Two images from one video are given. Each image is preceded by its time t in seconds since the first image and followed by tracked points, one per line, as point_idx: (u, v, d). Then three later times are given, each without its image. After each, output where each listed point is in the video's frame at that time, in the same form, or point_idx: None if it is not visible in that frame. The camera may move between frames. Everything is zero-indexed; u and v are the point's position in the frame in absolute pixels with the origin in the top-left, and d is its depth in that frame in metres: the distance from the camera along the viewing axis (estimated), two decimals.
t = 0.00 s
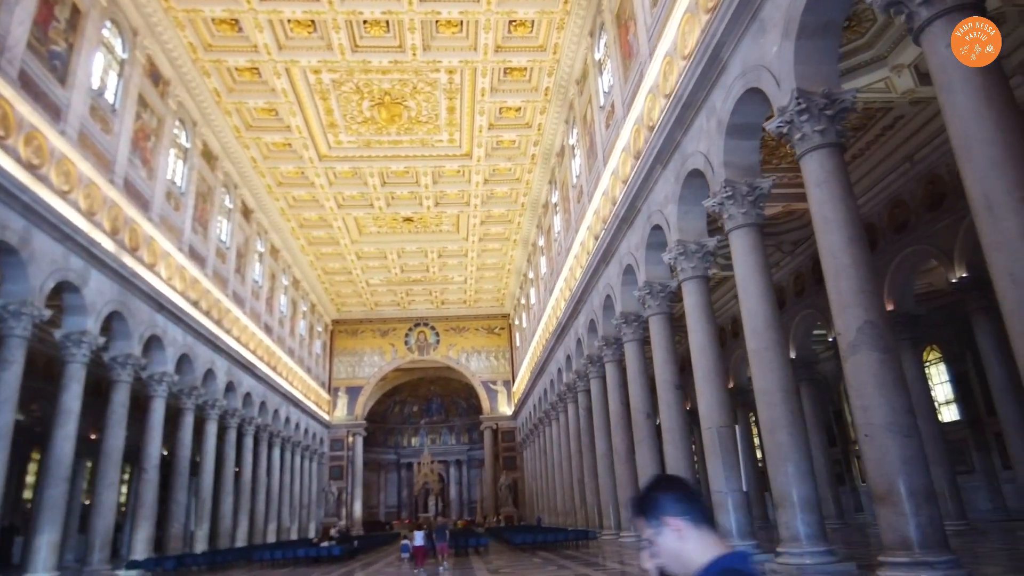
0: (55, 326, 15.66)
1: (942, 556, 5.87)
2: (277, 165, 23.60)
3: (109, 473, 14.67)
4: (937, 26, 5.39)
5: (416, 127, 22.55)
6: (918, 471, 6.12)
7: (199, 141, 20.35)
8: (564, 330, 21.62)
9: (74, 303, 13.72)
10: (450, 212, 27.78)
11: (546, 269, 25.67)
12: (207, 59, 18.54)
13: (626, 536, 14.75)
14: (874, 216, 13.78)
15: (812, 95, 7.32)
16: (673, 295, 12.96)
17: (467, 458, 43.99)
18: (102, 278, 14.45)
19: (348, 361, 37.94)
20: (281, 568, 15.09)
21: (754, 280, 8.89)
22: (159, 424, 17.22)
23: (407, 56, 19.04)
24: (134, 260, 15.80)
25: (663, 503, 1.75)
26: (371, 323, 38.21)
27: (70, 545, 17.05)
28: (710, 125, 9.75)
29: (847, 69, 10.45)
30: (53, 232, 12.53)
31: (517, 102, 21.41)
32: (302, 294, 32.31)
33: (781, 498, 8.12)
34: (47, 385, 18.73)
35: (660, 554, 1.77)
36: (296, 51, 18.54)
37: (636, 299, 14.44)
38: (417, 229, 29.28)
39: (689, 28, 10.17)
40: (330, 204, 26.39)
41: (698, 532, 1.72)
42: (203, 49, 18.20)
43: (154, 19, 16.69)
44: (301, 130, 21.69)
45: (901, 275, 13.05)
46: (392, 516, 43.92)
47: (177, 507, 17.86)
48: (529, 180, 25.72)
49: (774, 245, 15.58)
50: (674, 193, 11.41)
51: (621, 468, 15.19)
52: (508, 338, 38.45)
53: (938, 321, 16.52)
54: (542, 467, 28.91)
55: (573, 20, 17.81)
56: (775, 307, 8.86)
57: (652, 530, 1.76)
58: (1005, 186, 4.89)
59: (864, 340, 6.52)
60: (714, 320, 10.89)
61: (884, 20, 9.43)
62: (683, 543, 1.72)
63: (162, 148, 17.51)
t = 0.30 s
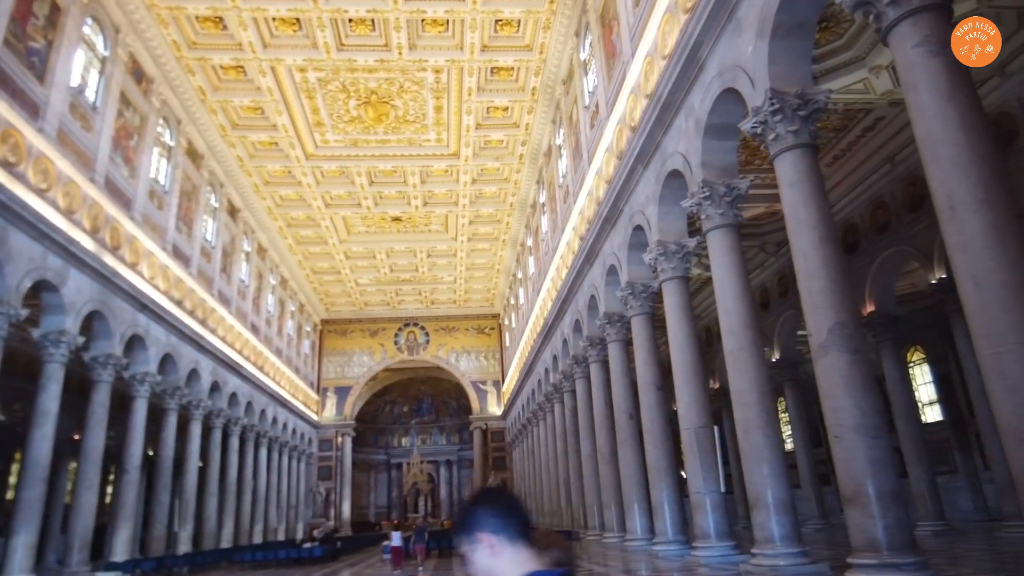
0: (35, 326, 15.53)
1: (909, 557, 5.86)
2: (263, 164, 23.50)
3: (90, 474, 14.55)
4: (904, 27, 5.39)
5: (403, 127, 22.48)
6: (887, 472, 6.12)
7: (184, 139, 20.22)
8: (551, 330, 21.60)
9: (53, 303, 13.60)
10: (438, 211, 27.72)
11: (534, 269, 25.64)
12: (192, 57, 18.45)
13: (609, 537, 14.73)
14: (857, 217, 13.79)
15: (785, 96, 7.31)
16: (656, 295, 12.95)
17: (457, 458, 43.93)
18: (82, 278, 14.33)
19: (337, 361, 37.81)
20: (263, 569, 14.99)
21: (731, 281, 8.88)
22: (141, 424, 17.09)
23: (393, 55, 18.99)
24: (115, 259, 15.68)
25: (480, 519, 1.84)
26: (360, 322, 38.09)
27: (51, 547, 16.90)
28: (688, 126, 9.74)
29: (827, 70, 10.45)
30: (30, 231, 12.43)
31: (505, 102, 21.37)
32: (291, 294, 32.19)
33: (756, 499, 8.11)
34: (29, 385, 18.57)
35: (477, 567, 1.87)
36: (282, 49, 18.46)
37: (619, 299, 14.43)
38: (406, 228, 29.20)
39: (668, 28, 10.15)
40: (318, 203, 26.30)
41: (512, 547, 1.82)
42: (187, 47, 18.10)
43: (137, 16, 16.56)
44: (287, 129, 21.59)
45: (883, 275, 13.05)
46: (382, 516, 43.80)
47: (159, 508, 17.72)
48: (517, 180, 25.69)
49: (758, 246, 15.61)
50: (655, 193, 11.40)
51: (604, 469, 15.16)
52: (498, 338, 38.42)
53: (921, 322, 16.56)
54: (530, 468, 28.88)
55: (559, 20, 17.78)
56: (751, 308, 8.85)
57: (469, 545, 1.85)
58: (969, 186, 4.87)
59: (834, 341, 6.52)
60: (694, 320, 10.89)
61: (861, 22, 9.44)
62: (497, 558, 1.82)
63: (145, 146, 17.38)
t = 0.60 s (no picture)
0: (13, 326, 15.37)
1: (873, 560, 5.85)
2: (249, 164, 23.40)
3: (68, 475, 14.41)
4: (867, 29, 5.39)
5: (390, 127, 22.41)
6: (853, 475, 6.11)
7: (168, 138, 20.08)
8: (537, 331, 21.58)
9: (30, 303, 13.46)
10: (426, 212, 27.65)
11: (522, 270, 25.61)
12: (175, 56, 18.35)
13: (591, 538, 14.71)
14: (838, 218, 13.76)
15: (757, 98, 7.31)
16: (637, 297, 12.94)
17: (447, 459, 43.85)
18: (61, 278, 14.18)
19: (326, 361, 37.68)
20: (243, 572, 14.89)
21: (706, 282, 8.88)
22: (122, 425, 16.94)
23: (378, 55, 18.93)
24: (95, 259, 15.55)
25: (264, 537, 2.01)
26: (349, 323, 37.98)
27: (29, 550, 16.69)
28: (666, 127, 9.73)
29: (804, 73, 10.47)
30: (6, 230, 12.29)
31: (491, 103, 21.33)
32: (278, 294, 32.05)
33: (728, 501, 8.10)
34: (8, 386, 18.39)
35: None
36: (266, 48, 18.38)
37: (601, 300, 14.42)
38: (394, 229, 29.11)
39: (646, 29, 10.14)
40: (304, 203, 26.21)
41: (292, 564, 1.98)
42: (171, 46, 17.99)
43: (118, 14, 16.42)
44: (272, 128, 21.49)
45: (864, 276, 13.04)
46: (371, 517, 43.65)
47: (141, 511, 17.56)
48: (505, 180, 25.65)
49: (741, 247, 15.64)
50: (634, 194, 11.39)
51: (587, 470, 15.14)
52: (487, 338, 38.39)
53: (904, 324, 16.61)
54: (518, 469, 28.83)
55: (544, 20, 17.75)
56: (726, 309, 8.83)
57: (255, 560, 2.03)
58: (930, 188, 4.85)
59: (803, 343, 6.51)
60: (673, 322, 10.87)
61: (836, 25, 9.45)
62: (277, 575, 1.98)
63: (126, 145, 17.23)
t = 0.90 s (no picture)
0: None
1: (842, 561, 5.83)
2: (236, 162, 23.28)
3: (48, 475, 14.27)
4: (834, 28, 5.37)
5: (377, 125, 22.33)
6: (822, 476, 6.10)
7: (153, 136, 19.94)
8: (524, 331, 21.53)
9: (9, 302, 13.34)
10: (414, 211, 27.58)
11: (510, 270, 25.57)
12: (160, 53, 18.24)
13: (574, 539, 14.67)
14: (821, 219, 13.65)
15: (731, 97, 7.29)
16: (620, 297, 12.92)
17: (437, 459, 43.78)
18: (40, 276, 14.06)
19: (315, 361, 37.54)
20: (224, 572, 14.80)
21: (683, 282, 8.87)
22: (104, 425, 16.80)
23: (365, 53, 18.87)
24: (77, 257, 15.43)
25: (49, 546, 1.86)
26: (339, 322, 37.85)
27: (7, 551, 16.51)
28: (645, 127, 9.72)
29: (785, 73, 10.46)
30: None
31: (478, 102, 21.30)
32: (267, 293, 31.90)
33: (703, 501, 8.07)
34: None
35: None
36: (251, 46, 18.28)
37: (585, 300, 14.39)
38: (383, 228, 29.03)
39: (626, 29, 10.12)
40: (292, 201, 26.10)
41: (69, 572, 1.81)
42: (155, 43, 17.86)
43: (102, 11, 16.27)
44: (259, 126, 21.38)
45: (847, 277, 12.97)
46: (361, 517, 43.52)
47: (123, 511, 17.41)
48: (493, 180, 25.62)
49: (725, 248, 15.66)
50: (615, 194, 11.37)
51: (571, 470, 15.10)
52: (477, 338, 38.34)
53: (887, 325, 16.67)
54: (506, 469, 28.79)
55: (530, 20, 17.73)
56: (704, 309, 8.82)
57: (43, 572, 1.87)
58: (893, 189, 4.84)
59: (774, 343, 6.50)
60: (654, 322, 10.86)
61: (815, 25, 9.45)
62: None
63: (109, 142, 17.09)
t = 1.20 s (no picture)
0: None
1: (816, 560, 5.80)
2: (227, 159, 23.22)
3: (33, 473, 14.26)
4: (806, 26, 5.36)
5: (369, 123, 22.26)
6: (797, 476, 6.07)
7: (142, 132, 19.87)
8: (516, 330, 21.52)
9: None
10: (408, 209, 27.56)
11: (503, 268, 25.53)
12: (149, 49, 18.17)
13: (563, 537, 14.67)
14: (809, 218, 13.65)
15: (710, 95, 7.27)
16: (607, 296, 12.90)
17: (432, 457, 43.78)
18: (25, 273, 14.02)
19: (309, 359, 37.50)
20: (210, 570, 14.79)
21: (665, 281, 8.84)
22: (91, 422, 16.76)
23: (355, 50, 18.82)
24: (63, 254, 15.38)
25: None
26: (333, 320, 37.79)
27: None
28: (629, 125, 9.70)
29: (770, 71, 10.44)
30: None
31: (470, 100, 21.25)
32: (260, 291, 31.84)
33: (684, 500, 8.04)
34: None
35: None
36: (241, 43, 18.24)
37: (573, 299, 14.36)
38: (376, 226, 28.98)
39: (611, 26, 10.09)
40: (285, 199, 26.05)
41: None
42: (144, 39, 17.81)
43: (89, 7, 16.22)
44: (250, 123, 21.33)
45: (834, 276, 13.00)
46: (356, 515, 43.52)
47: (110, 508, 17.36)
48: (486, 178, 25.57)
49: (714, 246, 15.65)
50: (601, 192, 11.35)
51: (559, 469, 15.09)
52: (472, 336, 38.30)
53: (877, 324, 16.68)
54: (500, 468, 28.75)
55: (521, 17, 17.68)
56: (686, 308, 8.80)
57: None
58: (862, 188, 4.81)
59: (750, 342, 6.48)
60: (639, 321, 10.82)
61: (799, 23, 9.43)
62: None
63: (97, 139, 17.03)
